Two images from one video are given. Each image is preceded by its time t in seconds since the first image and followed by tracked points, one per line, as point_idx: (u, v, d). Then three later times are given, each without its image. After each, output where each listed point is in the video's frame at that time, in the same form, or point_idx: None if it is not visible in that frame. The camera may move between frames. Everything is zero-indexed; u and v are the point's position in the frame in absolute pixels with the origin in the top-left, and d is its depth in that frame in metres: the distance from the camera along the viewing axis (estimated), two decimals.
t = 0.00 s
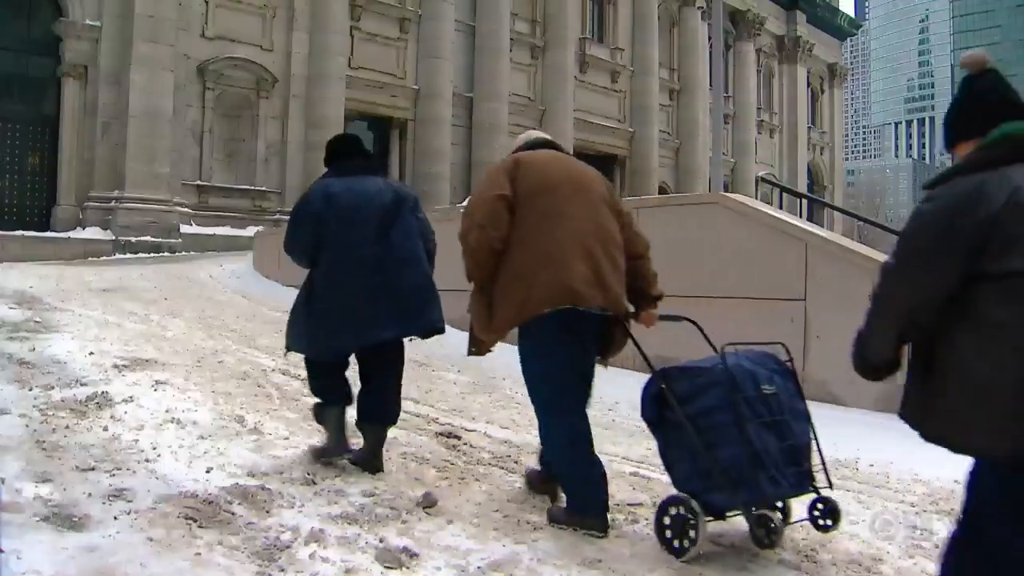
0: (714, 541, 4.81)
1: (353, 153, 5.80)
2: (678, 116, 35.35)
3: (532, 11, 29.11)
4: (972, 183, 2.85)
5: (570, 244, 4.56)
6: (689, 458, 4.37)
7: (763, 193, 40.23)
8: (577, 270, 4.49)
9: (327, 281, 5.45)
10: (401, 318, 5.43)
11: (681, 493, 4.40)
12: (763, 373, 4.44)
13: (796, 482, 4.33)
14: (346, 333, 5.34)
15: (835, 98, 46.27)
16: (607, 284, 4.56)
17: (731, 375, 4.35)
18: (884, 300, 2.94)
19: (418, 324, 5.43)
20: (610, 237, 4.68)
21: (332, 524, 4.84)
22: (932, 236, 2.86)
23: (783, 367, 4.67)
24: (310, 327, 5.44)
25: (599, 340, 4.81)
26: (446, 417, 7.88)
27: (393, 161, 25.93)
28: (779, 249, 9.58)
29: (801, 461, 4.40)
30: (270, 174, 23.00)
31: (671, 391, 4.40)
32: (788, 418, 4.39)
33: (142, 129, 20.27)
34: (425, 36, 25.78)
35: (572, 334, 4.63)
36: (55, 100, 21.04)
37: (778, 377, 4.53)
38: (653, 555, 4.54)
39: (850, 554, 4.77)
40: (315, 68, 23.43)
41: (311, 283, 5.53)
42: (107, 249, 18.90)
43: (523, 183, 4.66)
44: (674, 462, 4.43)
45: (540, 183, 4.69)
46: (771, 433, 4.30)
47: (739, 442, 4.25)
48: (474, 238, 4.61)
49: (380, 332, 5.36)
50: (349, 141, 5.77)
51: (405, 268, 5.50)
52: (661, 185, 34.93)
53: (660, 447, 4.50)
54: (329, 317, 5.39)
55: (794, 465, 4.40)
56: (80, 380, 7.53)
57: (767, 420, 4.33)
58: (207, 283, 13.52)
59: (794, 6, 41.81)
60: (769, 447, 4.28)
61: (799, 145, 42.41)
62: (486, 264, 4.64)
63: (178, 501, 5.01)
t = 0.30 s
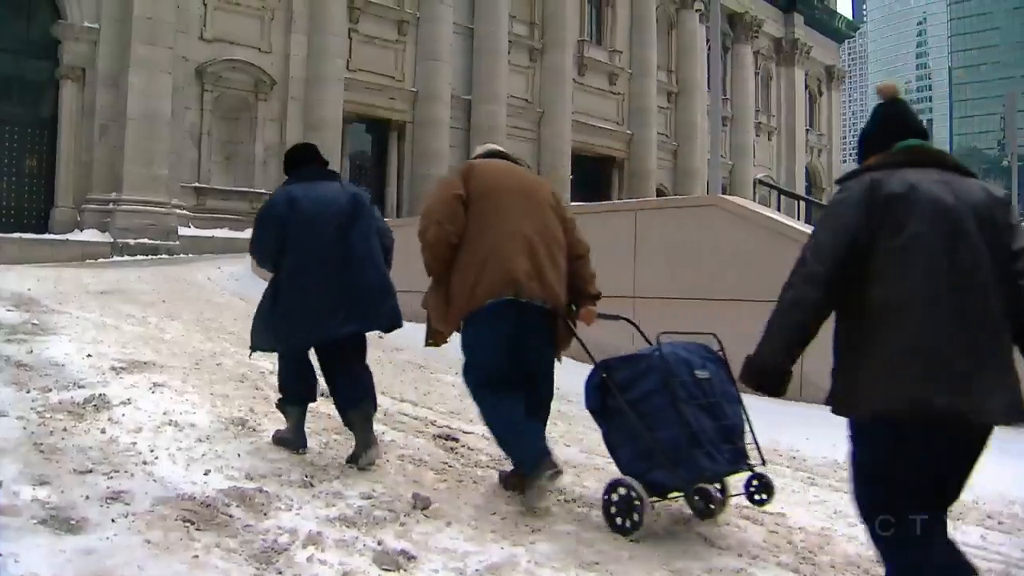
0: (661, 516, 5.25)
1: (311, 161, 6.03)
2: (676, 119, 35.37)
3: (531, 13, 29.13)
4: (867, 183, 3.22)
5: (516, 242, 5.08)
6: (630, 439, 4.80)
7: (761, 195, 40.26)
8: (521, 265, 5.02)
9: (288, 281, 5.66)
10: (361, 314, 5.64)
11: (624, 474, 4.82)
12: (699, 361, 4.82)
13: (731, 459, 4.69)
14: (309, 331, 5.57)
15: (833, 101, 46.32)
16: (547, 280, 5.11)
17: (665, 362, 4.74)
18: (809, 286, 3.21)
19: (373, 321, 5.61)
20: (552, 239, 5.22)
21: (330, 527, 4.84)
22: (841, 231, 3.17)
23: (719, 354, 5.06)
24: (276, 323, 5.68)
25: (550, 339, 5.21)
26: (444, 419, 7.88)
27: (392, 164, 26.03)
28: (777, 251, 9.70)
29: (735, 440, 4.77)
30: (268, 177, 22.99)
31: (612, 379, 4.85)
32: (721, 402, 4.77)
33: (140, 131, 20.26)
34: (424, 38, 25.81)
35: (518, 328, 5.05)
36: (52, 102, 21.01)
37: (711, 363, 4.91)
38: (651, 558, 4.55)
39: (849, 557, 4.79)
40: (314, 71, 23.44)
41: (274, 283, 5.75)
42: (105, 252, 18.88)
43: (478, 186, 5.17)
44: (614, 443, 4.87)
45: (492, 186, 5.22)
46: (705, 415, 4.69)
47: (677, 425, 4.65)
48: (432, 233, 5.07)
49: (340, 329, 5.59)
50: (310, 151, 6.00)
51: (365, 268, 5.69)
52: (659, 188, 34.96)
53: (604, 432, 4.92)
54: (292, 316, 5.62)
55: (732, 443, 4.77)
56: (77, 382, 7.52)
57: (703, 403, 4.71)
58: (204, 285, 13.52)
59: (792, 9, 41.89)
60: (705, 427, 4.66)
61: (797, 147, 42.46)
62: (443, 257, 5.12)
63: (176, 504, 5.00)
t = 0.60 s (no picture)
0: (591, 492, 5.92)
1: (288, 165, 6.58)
2: (676, 120, 35.35)
3: (530, 15, 29.19)
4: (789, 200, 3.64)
5: (469, 246, 5.52)
6: (563, 424, 5.37)
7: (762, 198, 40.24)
8: (472, 266, 5.45)
9: (256, 276, 6.15)
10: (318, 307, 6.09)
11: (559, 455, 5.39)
12: (631, 355, 5.40)
13: (653, 449, 5.27)
14: (272, 321, 6.01)
15: (833, 103, 46.31)
16: (499, 279, 5.54)
17: (600, 355, 5.33)
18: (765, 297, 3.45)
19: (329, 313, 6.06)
20: (500, 240, 5.67)
21: (330, 529, 4.84)
22: (779, 242, 3.52)
23: (652, 348, 5.61)
24: (247, 319, 6.08)
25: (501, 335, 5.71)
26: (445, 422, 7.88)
27: (393, 168, 26.12)
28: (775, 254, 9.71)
29: (661, 430, 5.35)
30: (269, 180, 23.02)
31: (552, 368, 5.42)
32: (652, 394, 5.36)
33: (140, 133, 20.27)
34: (424, 40, 25.83)
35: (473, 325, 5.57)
36: (53, 105, 21.01)
37: (644, 358, 5.49)
38: (650, 563, 4.58)
39: (849, 560, 4.81)
40: (314, 72, 23.45)
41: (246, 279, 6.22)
42: (106, 253, 18.86)
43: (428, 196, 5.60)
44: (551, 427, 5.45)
45: (444, 195, 5.63)
46: (633, 406, 5.28)
47: (604, 413, 5.24)
48: (387, 240, 5.48)
49: (298, 319, 6.04)
50: (283, 158, 6.56)
51: (324, 261, 6.10)
52: (659, 190, 34.96)
53: (544, 417, 5.50)
54: (257, 308, 6.07)
55: (655, 433, 5.36)
56: (78, 384, 7.53)
57: (634, 395, 5.30)
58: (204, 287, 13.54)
59: (792, 12, 41.96)
60: (632, 419, 5.25)
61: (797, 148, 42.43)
62: (398, 263, 5.53)
63: (177, 506, 5.01)
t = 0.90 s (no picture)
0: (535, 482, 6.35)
1: (268, 176, 6.97)
2: (676, 130, 35.36)
3: (531, 26, 29.27)
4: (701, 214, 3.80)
5: (417, 252, 5.76)
6: (512, 420, 5.75)
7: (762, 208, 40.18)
8: (418, 271, 5.68)
9: (232, 275, 6.46)
10: (291, 301, 6.35)
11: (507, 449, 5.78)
12: (577, 354, 5.80)
13: (601, 441, 5.71)
14: (246, 316, 6.31)
15: (833, 113, 46.33)
16: (446, 285, 5.74)
17: (544, 357, 5.68)
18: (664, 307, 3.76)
19: (295, 310, 6.35)
20: (451, 246, 5.89)
21: (331, 540, 4.83)
22: (685, 251, 3.74)
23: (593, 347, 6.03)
24: (219, 315, 6.39)
25: (447, 332, 6.03)
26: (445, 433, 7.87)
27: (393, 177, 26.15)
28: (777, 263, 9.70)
29: (606, 423, 5.82)
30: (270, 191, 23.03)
31: (502, 370, 5.80)
32: (596, 391, 5.80)
33: (142, 143, 20.31)
34: (424, 51, 25.87)
35: (421, 328, 5.80)
36: (54, 115, 21.03)
37: (587, 356, 5.90)
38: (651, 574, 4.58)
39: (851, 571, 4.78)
40: (315, 83, 23.49)
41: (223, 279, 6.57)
42: (107, 263, 18.85)
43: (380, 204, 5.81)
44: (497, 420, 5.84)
45: (399, 202, 5.88)
46: (581, 402, 5.71)
47: (555, 409, 5.64)
48: (341, 246, 5.81)
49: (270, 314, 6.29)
50: (269, 169, 6.95)
51: (298, 262, 6.48)
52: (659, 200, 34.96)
53: (494, 414, 5.86)
54: (232, 304, 6.38)
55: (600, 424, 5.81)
56: (78, 394, 7.53)
57: (580, 391, 5.72)
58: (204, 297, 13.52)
59: (791, 22, 42.05)
60: (580, 412, 5.68)
61: (797, 158, 42.46)
62: (352, 266, 5.83)
63: (177, 517, 5.00)
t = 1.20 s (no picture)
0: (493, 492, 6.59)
1: (246, 199, 7.03)
2: (677, 151, 35.38)
3: (532, 49, 29.46)
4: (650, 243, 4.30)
5: (387, 279, 6.04)
6: (477, 432, 6.03)
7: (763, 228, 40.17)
8: (386, 296, 5.97)
9: (218, 297, 6.49)
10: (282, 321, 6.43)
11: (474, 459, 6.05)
12: (535, 369, 6.12)
13: (556, 447, 6.01)
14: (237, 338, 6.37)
15: (833, 133, 46.42)
16: (412, 311, 6.02)
17: (503, 372, 6.00)
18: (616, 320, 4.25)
19: (290, 329, 6.45)
20: (419, 273, 6.16)
21: (333, 564, 4.82)
22: (631, 278, 4.24)
23: (552, 361, 6.33)
24: (205, 334, 6.48)
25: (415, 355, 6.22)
26: (447, 455, 7.86)
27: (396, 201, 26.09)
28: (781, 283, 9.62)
29: (563, 432, 6.10)
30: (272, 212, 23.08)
31: (465, 385, 6.06)
32: (555, 404, 6.09)
33: (145, 165, 20.42)
34: (425, 74, 26.02)
35: (388, 348, 6.05)
36: (59, 138, 20.93)
37: (545, 371, 6.19)
38: None
39: None
40: (317, 105, 23.61)
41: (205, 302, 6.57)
42: (109, 285, 18.86)
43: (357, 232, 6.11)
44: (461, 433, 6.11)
45: (374, 232, 6.19)
46: (538, 412, 6.01)
47: (513, 420, 5.95)
48: (321, 268, 6.14)
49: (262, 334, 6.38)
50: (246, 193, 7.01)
51: (287, 285, 6.57)
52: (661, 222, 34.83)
53: (459, 428, 6.15)
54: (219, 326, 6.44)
55: (558, 434, 6.09)
56: (80, 417, 7.52)
57: (537, 403, 6.02)
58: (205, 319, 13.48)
59: (791, 43, 42.23)
60: (538, 423, 5.97)
61: (799, 178, 42.40)
62: (329, 289, 6.14)
63: (178, 540, 4.99)
